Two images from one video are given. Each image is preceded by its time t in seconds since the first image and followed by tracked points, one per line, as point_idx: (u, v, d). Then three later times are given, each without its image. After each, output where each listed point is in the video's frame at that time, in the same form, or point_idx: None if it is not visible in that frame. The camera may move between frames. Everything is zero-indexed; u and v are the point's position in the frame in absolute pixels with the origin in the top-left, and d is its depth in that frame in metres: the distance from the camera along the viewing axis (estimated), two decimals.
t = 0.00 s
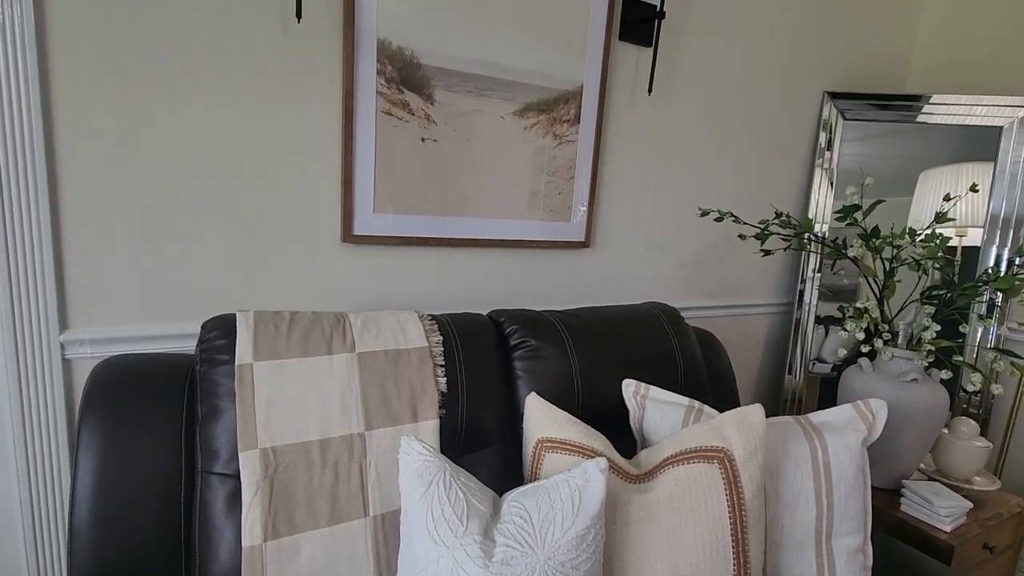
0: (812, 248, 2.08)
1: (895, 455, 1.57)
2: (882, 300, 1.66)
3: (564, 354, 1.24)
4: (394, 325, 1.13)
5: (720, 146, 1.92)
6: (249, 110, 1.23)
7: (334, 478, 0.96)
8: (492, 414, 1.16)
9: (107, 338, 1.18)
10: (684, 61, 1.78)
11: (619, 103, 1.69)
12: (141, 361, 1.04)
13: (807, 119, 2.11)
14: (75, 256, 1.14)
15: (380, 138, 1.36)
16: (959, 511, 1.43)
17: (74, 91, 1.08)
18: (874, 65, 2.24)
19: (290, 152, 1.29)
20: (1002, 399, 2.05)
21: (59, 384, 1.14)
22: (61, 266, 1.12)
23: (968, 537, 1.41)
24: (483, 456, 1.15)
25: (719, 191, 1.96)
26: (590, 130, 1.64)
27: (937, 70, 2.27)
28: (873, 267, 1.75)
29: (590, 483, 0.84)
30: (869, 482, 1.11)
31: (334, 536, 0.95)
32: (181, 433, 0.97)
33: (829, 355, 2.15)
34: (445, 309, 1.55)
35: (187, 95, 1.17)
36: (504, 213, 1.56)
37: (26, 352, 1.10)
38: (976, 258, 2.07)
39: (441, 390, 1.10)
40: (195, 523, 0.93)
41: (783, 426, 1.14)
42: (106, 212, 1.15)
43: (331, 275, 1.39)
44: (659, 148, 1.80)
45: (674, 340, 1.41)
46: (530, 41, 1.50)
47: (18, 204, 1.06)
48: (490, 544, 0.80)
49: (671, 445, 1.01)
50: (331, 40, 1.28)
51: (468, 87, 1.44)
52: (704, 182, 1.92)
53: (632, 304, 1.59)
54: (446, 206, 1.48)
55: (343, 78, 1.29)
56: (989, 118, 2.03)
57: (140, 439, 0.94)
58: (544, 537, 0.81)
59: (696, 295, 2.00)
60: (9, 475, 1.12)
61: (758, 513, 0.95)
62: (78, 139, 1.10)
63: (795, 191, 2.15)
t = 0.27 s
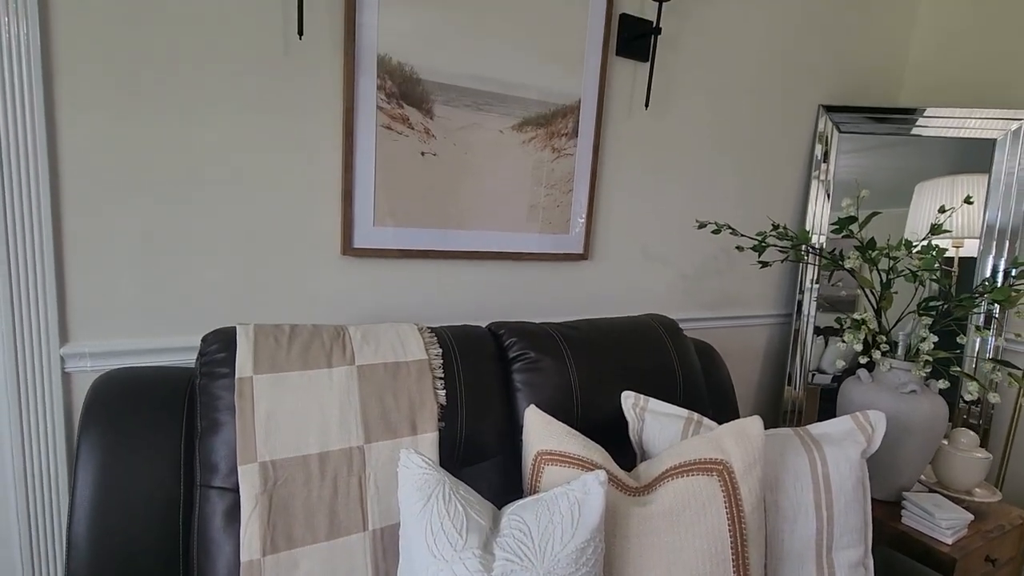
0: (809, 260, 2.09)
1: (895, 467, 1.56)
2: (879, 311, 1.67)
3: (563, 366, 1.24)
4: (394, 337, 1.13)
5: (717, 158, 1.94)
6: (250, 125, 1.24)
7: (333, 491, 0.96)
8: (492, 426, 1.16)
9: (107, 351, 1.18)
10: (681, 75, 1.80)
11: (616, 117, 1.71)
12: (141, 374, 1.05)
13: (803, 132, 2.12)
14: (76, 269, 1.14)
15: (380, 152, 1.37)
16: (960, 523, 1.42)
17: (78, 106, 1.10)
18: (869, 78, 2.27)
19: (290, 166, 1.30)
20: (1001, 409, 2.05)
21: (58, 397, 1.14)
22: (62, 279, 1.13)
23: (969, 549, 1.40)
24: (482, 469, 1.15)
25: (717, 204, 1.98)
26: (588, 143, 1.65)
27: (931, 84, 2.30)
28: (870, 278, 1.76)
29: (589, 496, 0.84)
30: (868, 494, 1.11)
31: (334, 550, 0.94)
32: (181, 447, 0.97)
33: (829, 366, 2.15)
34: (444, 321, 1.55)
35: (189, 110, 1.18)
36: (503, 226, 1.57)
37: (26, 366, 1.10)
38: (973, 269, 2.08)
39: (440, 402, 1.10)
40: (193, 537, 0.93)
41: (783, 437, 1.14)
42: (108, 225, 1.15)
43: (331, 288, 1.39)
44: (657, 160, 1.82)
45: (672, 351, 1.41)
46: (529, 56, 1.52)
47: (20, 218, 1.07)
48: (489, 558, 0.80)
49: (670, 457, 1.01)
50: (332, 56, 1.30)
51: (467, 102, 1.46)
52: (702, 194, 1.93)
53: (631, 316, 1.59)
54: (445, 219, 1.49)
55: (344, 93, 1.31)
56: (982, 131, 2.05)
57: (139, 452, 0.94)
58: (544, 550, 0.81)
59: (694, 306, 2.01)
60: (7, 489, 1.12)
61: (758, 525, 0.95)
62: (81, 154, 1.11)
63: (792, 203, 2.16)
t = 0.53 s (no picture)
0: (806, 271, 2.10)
1: (895, 478, 1.56)
2: (876, 322, 1.67)
3: (562, 378, 1.25)
4: (393, 350, 1.13)
5: (713, 171, 1.96)
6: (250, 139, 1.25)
7: (331, 505, 0.96)
8: (490, 439, 1.16)
9: (106, 365, 1.18)
10: (677, 89, 1.82)
11: (614, 130, 1.72)
12: (140, 388, 1.05)
13: (798, 144, 2.14)
14: (76, 283, 1.14)
15: (379, 165, 1.38)
16: (960, 535, 1.42)
17: (79, 122, 1.11)
18: (863, 91, 2.29)
19: (290, 180, 1.31)
20: (1000, 419, 2.05)
21: (56, 411, 1.14)
22: (62, 293, 1.13)
23: (970, 561, 1.40)
24: (481, 482, 1.15)
25: (714, 215, 1.99)
26: (586, 156, 1.67)
27: (924, 96, 2.32)
28: (867, 289, 1.77)
29: (588, 509, 0.84)
30: (867, 505, 1.11)
31: (332, 565, 0.94)
32: (179, 462, 0.97)
33: (829, 377, 2.15)
34: (443, 333, 1.56)
35: (190, 125, 1.19)
36: (502, 239, 1.58)
37: (24, 380, 1.10)
38: (969, 279, 2.10)
39: (439, 415, 1.10)
40: (191, 552, 0.92)
41: (781, 449, 1.14)
42: (107, 239, 1.16)
43: (330, 301, 1.40)
44: (654, 173, 1.83)
45: (671, 363, 1.42)
46: (526, 70, 1.54)
47: (21, 233, 1.08)
48: (488, 572, 0.80)
49: (668, 469, 1.01)
50: (332, 72, 1.31)
51: (465, 116, 1.47)
52: (699, 206, 1.95)
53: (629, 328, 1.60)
54: (444, 232, 1.50)
55: (344, 108, 1.32)
56: (976, 143, 2.07)
57: (138, 467, 0.94)
58: (542, 564, 0.81)
59: (692, 318, 2.01)
60: (4, 503, 1.12)
61: (757, 538, 0.95)
62: (83, 169, 1.12)
63: (789, 215, 2.18)
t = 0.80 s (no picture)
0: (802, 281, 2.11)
1: (893, 490, 1.56)
2: (872, 333, 1.68)
3: (560, 391, 1.25)
4: (391, 363, 1.14)
5: (709, 183, 1.97)
6: (250, 154, 1.26)
7: (330, 519, 0.96)
8: (489, 452, 1.16)
9: (104, 379, 1.18)
10: (673, 102, 1.84)
11: (610, 143, 1.74)
12: (139, 402, 1.05)
13: (794, 156, 2.16)
14: (75, 297, 1.15)
15: (378, 179, 1.39)
16: (959, 546, 1.41)
17: (81, 137, 1.12)
18: (857, 103, 2.32)
19: (289, 194, 1.31)
20: (998, 429, 2.05)
21: (54, 425, 1.14)
22: (61, 308, 1.14)
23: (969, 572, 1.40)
24: (479, 495, 1.15)
25: (710, 227, 2.00)
26: (583, 169, 1.68)
27: (917, 108, 2.35)
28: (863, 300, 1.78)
29: (586, 523, 0.84)
30: (865, 517, 1.11)
31: None
32: (177, 476, 0.97)
33: (827, 387, 2.17)
34: (441, 345, 1.56)
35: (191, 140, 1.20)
36: (499, 251, 1.59)
37: (23, 394, 1.11)
38: (964, 289, 2.11)
39: (437, 429, 1.10)
40: (188, 568, 0.92)
41: (778, 460, 1.14)
42: (107, 253, 1.17)
43: (328, 314, 1.40)
44: (651, 185, 1.85)
45: (668, 375, 1.42)
46: (524, 85, 1.55)
47: (21, 248, 1.08)
48: None
49: (666, 481, 1.01)
50: (332, 87, 1.32)
51: (464, 130, 1.49)
52: (696, 218, 1.96)
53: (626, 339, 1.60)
54: (442, 244, 1.50)
55: (343, 123, 1.33)
56: (969, 154, 2.09)
57: (135, 481, 0.94)
58: None
59: (690, 329, 2.02)
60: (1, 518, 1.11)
61: (754, 550, 0.95)
62: (83, 183, 1.13)
63: (785, 226, 2.19)
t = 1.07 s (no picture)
0: (799, 291, 2.12)
1: (892, 499, 1.56)
2: (869, 342, 1.69)
3: (558, 401, 1.25)
4: (389, 374, 1.14)
5: (706, 193, 1.98)
6: (250, 166, 1.27)
7: (328, 531, 0.96)
8: (487, 462, 1.16)
9: (102, 390, 1.18)
10: (669, 114, 1.86)
11: (607, 154, 1.75)
12: (137, 414, 1.05)
13: (789, 166, 2.18)
14: (74, 309, 1.15)
15: (376, 190, 1.40)
16: (958, 555, 1.41)
17: (82, 150, 1.12)
18: (851, 114, 2.34)
19: (288, 205, 1.32)
20: (996, 438, 2.06)
21: (51, 437, 1.14)
22: (60, 319, 1.14)
23: None
24: (477, 506, 1.15)
25: (706, 238, 2.01)
26: (580, 180, 1.70)
27: (911, 119, 2.37)
28: (859, 310, 1.79)
29: (584, 533, 0.85)
30: (863, 526, 1.12)
31: None
32: (174, 488, 0.96)
33: (826, 396, 2.16)
34: (440, 355, 1.56)
35: (191, 152, 1.21)
36: (498, 261, 1.60)
37: (21, 405, 1.10)
38: (961, 298, 2.12)
39: (436, 439, 1.11)
40: None
41: (776, 470, 1.14)
42: (107, 265, 1.17)
43: (327, 324, 1.40)
44: (648, 195, 1.86)
45: (666, 384, 1.42)
46: (521, 97, 1.57)
47: (21, 259, 1.09)
48: None
49: (664, 491, 1.01)
50: (331, 99, 1.34)
51: (462, 141, 1.50)
52: (693, 228, 1.97)
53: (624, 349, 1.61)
54: (440, 254, 1.51)
55: (342, 135, 1.35)
56: (962, 164, 2.11)
57: (132, 493, 0.94)
58: None
59: (688, 338, 2.02)
60: None
61: (753, 560, 0.95)
62: (84, 195, 1.13)
63: (782, 235, 2.20)
